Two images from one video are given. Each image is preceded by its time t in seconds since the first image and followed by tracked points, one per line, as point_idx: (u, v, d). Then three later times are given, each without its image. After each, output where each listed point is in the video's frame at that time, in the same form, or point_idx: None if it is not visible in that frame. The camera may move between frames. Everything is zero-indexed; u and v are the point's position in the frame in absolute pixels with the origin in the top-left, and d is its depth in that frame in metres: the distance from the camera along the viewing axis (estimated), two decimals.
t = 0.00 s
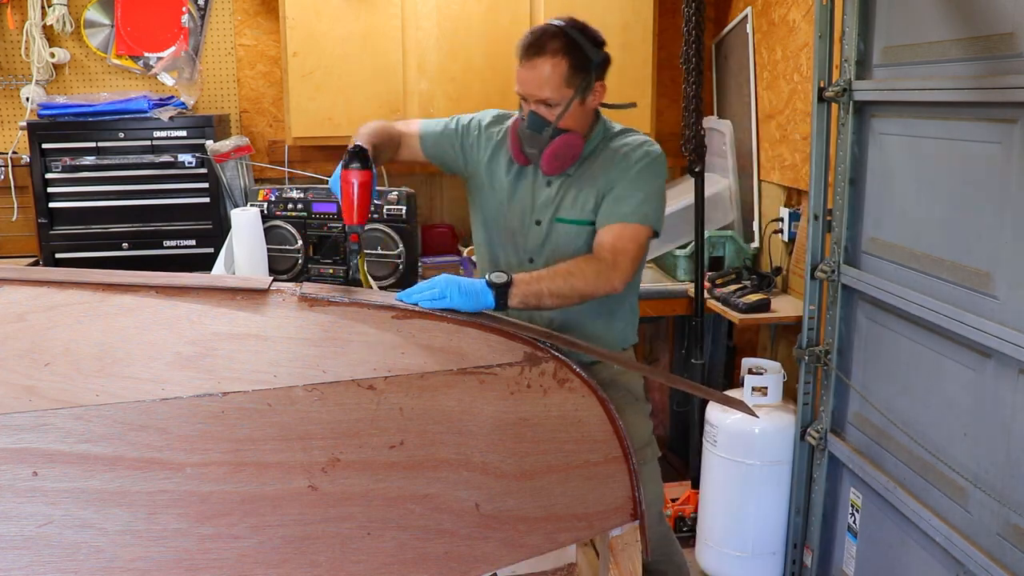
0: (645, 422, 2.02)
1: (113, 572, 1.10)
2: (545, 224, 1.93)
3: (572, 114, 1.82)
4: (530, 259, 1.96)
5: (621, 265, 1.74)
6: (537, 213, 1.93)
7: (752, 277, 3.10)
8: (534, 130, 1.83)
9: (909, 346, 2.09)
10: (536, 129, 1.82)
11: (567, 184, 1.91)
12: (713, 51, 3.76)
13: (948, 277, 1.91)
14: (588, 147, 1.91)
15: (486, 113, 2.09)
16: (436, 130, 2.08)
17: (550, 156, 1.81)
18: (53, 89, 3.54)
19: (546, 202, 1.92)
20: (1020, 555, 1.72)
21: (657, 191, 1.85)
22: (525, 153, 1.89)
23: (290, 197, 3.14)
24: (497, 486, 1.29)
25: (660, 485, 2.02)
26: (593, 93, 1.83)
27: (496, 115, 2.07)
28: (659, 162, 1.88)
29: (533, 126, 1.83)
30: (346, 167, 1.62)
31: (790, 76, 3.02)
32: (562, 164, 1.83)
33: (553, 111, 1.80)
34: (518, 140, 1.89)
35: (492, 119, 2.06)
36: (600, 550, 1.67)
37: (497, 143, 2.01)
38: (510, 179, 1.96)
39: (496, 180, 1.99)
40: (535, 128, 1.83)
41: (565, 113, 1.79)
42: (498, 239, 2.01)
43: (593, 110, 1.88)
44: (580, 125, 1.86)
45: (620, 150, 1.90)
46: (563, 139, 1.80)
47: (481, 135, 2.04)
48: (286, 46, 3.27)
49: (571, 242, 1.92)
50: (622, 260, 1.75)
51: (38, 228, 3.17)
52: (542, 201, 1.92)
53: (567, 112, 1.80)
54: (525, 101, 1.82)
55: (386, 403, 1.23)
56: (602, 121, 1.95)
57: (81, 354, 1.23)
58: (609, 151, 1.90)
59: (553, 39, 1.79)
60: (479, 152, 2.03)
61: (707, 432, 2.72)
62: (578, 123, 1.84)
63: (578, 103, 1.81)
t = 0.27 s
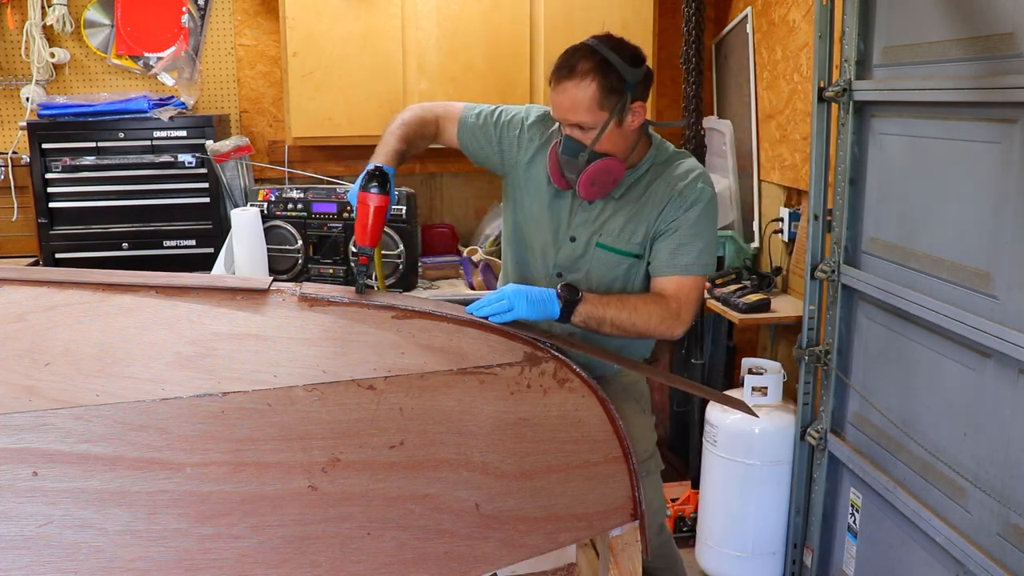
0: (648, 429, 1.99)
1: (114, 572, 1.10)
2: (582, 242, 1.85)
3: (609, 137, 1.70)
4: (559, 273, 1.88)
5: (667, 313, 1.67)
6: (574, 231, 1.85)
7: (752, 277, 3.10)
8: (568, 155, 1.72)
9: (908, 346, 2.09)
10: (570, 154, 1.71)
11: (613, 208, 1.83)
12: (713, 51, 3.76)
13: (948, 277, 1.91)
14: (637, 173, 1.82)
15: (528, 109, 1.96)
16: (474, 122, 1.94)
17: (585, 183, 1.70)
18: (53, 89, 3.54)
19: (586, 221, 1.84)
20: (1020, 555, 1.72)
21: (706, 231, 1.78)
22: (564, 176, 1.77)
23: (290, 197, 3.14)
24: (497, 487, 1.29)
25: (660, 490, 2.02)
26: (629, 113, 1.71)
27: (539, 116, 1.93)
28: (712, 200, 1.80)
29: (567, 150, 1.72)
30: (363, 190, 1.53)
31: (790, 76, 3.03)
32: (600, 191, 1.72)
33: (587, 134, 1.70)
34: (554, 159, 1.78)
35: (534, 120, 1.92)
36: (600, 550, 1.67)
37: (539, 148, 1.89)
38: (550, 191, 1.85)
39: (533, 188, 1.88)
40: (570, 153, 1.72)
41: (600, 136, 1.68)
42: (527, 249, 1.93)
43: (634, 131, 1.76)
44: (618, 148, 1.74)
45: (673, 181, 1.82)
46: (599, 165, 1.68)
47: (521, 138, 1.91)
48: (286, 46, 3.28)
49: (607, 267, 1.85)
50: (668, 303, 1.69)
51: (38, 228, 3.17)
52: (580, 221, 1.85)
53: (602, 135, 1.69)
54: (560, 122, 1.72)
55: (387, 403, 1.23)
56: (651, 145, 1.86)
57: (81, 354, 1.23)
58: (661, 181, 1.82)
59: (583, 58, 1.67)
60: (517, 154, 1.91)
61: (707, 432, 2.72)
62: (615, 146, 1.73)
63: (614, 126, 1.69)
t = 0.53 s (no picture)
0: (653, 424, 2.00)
1: (113, 572, 1.11)
2: (668, 244, 1.99)
3: (689, 139, 1.80)
4: (653, 275, 2.02)
5: (725, 309, 1.77)
6: (662, 234, 2.00)
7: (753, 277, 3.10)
8: (648, 158, 1.81)
9: (909, 345, 2.10)
10: (650, 156, 1.80)
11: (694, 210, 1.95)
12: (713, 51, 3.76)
13: (948, 277, 1.91)
14: (713, 175, 1.93)
15: (608, 118, 2.12)
16: (558, 133, 2.10)
17: (666, 184, 1.80)
18: (53, 89, 3.54)
19: (666, 224, 1.99)
20: (1020, 555, 1.72)
21: (778, 232, 1.85)
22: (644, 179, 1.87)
23: (290, 197, 3.14)
24: (497, 486, 1.29)
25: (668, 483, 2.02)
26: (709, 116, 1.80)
27: (621, 124, 2.07)
28: (787, 200, 1.88)
29: (647, 152, 1.81)
30: (411, 197, 1.59)
31: (790, 76, 3.03)
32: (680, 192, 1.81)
33: (667, 136, 1.79)
34: (633, 162, 1.87)
35: (617, 127, 2.07)
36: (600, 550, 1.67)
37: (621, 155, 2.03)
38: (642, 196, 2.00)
39: (619, 194, 2.04)
40: (650, 156, 1.81)
41: (682, 137, 1.77)
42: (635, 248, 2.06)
43: (712, 131, 1.85)
44: (698, 147, 1.83)
45: (745, 184, 1.90)
46: (679, 167, 1.77)
47: (605, 145, 2.06)
48: (286, 46, 3.28)
49: (692, 267, 1.99)
50: (723, 304, 1.78)
51: (38, 228, 3.17)
52: (666, 224, 1.99)
53: (683, 136, 1.78)
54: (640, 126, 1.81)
55: (387, 403, 1.23)
56: (727, 147, 1.95)
57: (81, 354, 1.23)
58: (735, 185, 1.92)
59: (665, 62, 1.75)
60: (602, 162, 2.05)
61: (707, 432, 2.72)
62: (695, 146, 1.82)
63: (693, 128, 1.78)
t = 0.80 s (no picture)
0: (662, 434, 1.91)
1: (113, 572, 1.11)
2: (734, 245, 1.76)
3: (722, 102, 1.61)
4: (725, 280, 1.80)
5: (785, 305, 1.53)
6: (724, 230, 1.77)
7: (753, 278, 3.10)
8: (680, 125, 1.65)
9: (908, 345, 2.10)
10: (682, 123, 1.64)
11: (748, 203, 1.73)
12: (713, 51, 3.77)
13: (948, 277, 1.91)
14: (764, 159, 1.70)
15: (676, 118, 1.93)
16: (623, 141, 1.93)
17: (692, 148, 1.59)
18: (53, 89, 3.54)
19: (725, 219, 1.76)
20: (1020, 555, 1.72)
21: (840, 221, 1.56)
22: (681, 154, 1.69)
23: (290, 197, 3.14)
24: (497, 487, 1.29)
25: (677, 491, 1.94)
26: (744, 78, 1.60)
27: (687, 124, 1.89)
28: (841, 180, 1.57)
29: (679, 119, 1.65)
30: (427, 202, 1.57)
31: (790, 76, 3.03)
32: (710, 160, 1.60)
33: (698, 100, 1.62)
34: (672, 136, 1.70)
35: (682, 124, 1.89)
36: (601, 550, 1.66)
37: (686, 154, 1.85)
38: (704, 190, 1.81)
39: (683, 192, 1.85)
40: (681, 122, 1.64)
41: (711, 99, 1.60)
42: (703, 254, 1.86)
43: (755, 101, 1.64)
44: (738, 117, 1.63)
45: (808, 163, 1.63)
46: (706, 129, 1.58)
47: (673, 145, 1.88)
48: (286, 46, 3.28)
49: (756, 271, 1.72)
50: (781, 290, 1.52)
51: (38, 228, 3.17)
52: (728, 218, 1.76)
53: (713, 98, 1.60)
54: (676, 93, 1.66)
55: (387, 403, 1.23)
56: (784, 124, 1.71)
57: (81, 354, 1.23)
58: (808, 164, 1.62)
59: (695, 20, 1.60)
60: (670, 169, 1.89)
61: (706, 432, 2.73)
62: (730, 113, 1.62)
63: (725, 89, 1.60)
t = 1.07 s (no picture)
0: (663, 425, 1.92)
1: (113, 572, 1.11)
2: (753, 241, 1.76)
3: (757, 108, 1.60)
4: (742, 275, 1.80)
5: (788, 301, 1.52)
6: (744, 226, 1.77)
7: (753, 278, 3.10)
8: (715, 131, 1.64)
9: (908, 345, 2.10)
10: (716, 129, 1.64)
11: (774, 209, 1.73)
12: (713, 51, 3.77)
13: (948, 277, 1.91)
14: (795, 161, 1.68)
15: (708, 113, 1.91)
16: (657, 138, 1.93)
17: (729, 156, 1.59)
18: (53, 89, 3.54)
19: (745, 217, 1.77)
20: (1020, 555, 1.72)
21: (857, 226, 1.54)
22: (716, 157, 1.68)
23: (290, 197, 3.14)
24: (497, 486, 1.29)
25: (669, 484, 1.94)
26: (778, 83, 1.58)
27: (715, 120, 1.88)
28: (861, 186, 1.55)
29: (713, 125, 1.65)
30: (502, 219, 1.65)
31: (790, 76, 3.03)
32: (745, 167, 1.59)
33: (734, 106, 1.62)
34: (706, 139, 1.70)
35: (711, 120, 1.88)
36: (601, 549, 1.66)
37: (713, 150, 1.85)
38: (730, 189, 1.81)
39: (709, 190, 1.86)
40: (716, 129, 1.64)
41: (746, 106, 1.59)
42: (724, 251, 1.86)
43: (792, 104, 1.62)
44: (775, 121, 1.62)
45: (834, 166, 1.61)
46: (743, 136, 1.57)
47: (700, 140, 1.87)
48: (286, 46, 3.27)
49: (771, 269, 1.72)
50: (784, 287, 1.51)
51: (38, 228, 3.17)
52: (749, 215, 1.75)
53: (748, 105, 1.59)
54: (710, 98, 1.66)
55: (386, 403, 1.23)
56: (818, 127, 1.68)
57: (81, 354, 1.23)
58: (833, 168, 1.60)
59: (727, 26, 1.59)
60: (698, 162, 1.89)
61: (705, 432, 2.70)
62: (767, 119, 1.61)
63: (759, 95, 1.59)
